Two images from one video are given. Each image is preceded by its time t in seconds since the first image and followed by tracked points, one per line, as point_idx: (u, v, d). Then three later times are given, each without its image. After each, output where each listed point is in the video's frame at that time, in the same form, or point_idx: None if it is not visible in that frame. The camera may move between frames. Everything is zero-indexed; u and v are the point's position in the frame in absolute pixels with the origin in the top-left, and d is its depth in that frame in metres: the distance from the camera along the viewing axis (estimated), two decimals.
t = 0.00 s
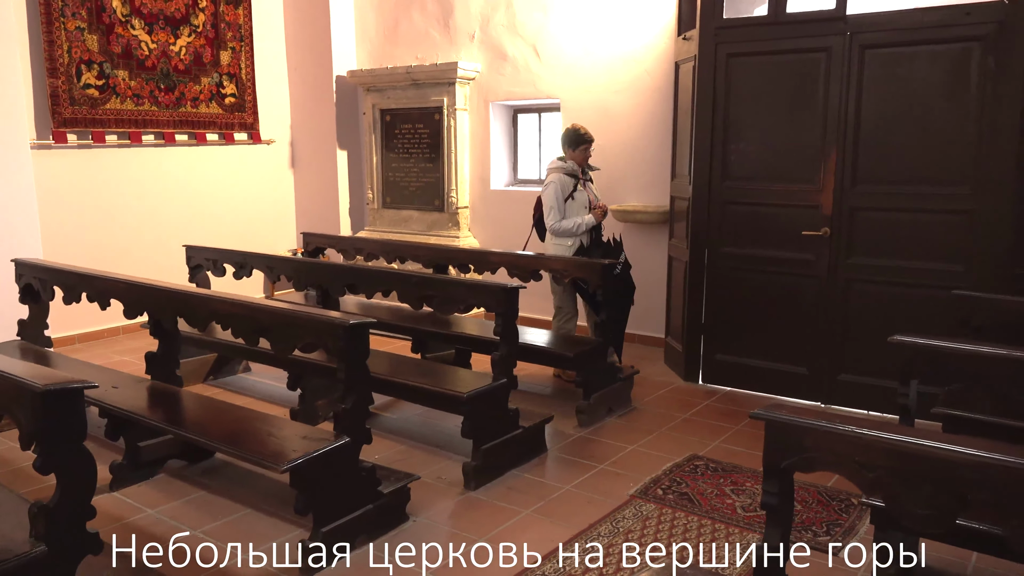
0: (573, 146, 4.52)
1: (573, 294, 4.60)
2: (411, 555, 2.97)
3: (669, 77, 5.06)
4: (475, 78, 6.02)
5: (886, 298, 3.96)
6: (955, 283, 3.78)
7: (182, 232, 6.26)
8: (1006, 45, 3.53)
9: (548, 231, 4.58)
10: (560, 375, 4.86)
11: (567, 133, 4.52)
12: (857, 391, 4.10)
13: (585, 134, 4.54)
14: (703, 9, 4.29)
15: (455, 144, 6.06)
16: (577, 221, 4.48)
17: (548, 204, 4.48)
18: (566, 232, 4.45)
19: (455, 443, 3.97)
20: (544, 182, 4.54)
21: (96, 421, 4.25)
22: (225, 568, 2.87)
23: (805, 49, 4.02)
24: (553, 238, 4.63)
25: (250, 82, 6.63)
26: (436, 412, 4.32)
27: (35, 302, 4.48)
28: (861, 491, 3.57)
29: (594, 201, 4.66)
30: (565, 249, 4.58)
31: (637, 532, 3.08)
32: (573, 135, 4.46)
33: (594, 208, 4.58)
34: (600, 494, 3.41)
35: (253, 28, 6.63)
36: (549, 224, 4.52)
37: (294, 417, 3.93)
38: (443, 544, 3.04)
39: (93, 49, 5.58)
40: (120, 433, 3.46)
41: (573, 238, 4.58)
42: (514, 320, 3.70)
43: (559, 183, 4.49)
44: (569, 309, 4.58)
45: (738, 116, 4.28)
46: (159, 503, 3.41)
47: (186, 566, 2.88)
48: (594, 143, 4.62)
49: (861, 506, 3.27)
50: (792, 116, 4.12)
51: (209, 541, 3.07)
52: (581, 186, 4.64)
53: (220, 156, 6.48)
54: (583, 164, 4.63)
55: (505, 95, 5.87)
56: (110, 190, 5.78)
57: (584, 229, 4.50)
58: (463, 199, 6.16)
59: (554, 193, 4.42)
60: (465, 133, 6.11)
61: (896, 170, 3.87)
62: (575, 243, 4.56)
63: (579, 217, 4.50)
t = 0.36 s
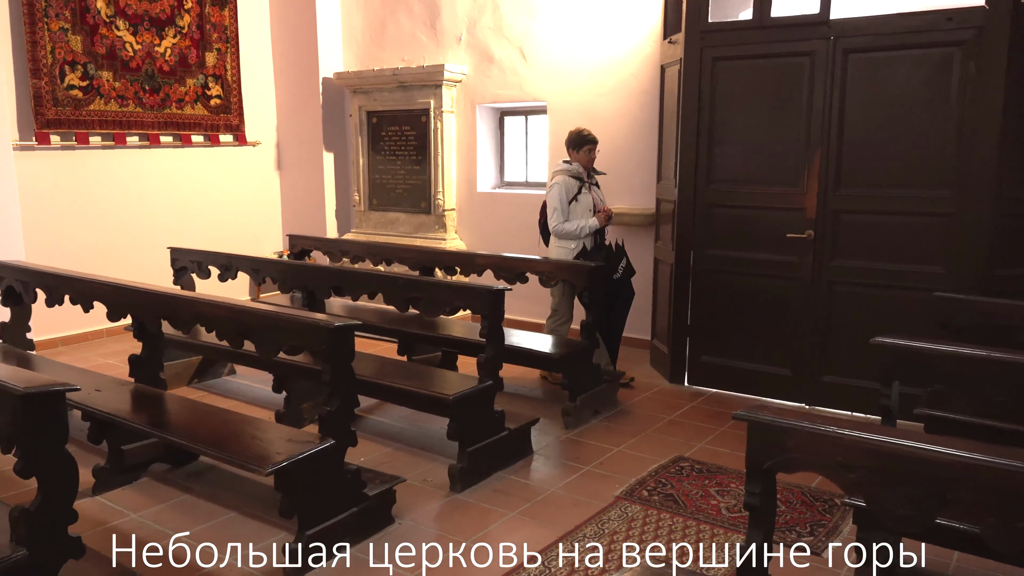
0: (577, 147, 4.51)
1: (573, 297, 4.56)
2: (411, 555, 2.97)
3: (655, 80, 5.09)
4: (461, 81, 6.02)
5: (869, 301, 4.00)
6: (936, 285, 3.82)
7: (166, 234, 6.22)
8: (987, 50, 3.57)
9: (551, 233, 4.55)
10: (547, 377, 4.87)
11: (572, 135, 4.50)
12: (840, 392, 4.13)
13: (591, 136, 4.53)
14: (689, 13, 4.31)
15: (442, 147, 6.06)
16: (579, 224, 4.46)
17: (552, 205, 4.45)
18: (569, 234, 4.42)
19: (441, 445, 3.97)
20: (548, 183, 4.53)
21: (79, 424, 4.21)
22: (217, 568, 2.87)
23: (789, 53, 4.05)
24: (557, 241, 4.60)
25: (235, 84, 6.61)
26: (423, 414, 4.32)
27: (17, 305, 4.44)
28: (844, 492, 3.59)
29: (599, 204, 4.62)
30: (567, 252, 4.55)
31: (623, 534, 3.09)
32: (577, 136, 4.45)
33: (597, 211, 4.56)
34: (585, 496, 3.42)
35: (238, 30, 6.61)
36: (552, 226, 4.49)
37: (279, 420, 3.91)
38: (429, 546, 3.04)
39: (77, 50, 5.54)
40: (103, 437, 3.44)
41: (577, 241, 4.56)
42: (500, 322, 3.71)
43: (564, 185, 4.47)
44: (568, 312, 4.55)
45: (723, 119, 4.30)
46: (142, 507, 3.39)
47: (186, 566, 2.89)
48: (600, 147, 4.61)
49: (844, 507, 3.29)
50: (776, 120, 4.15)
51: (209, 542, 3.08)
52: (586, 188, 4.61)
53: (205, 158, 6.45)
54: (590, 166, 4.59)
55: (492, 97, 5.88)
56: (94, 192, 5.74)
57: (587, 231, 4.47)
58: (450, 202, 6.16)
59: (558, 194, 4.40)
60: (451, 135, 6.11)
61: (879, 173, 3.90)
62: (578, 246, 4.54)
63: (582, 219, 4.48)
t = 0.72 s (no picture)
0: (584, 145, 4.39)
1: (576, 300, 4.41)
2: (412, 555, 2.97)
3: (634, 83, 5.12)
4: (442, 82, 6.02)
5: (844, 301, 4.04)
6: (910, 286, 3.87)
7: (143, 235, 6.17)
8: (959, 55, 3.63)
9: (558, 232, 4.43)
10: (526, 378, 4.88)
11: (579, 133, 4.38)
12: (816, 392, 4.17)
13: (597, 135, 4.41)
14: (668, 16, 4.34)
15: (422, 148, 6.05)
16: (587, 223, 4.33)
17: (560, 204, 4.33)
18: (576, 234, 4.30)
19: (421, 447, 3.96)
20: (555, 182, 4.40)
21: (53, 427, 4.16)
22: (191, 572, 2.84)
23: (766, 56, 4.09)
24: (563, 240, 4.48)
25: (214, 83, 6.56)
26: (402, 415, 4.31)
27: None
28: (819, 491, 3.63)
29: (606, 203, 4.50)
30: (574, 252, 4.43)
31: (600, 534, 3.10)
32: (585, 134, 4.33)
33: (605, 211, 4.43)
34: (564, 497, 3.43)
35: (217, 29, 6.57)
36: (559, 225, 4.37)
37: (258, 422, 3.89)
38: (406, 547, 3.03)
39: (52, 49, 5.49)
40: (78, 439, 3.40)
41: (583, 241, 4.44)
42: (480, 323, 3.71)
43: (572, 184, 4.35)
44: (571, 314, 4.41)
45: (702, 121, 4.33)
46: (118, 510, 3.35)
47: (185, 565, 2.89)
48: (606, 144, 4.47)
49: (819, 505, 3.32)
50: (754, 122, 4.19)
51: (209, 541, 3.07)
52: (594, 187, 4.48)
53: (183, 158, 6.40)
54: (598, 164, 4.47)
55: (472, 99, 5.89)
56: (69, 192, 5.68)
57: (595, 231, 4.36)
58: (430, 203, 6.16)
59: (566, 193, 4.28)
60: (432, 136, 6.11)
61: (855, 175, 3.95)
62: (584, 245, 4.42)
63: (589, 219, 4.36)
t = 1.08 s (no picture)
0: (568, 148, 4.38)
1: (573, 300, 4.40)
2: (412, 555, 2.98)
3: (600, 86, 5.16)
4: (409, 84, 6.01)
5: (805, 302, 4.11)
6: (869, 287, 3.95)
7: (104, 237, 6.06)
8: (916, 61, 3.72)
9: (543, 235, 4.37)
10: (493, 381, 4.88)
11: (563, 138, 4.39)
12: (779, 392, 4.24)
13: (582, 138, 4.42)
14: (633, 20, 4.38)
15: (389, 150, 6.03)
16: (573, 225, 4.30)
17: (546, 206, 4.28)
18: (563, 235, 4.26)
19: (388, 450, 3.95)
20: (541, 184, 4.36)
21: (10, 434, 4.06)
22: None
23: (729, 61, 4.15)
24: (547, 242, 4.42)
25: (177, 84, 6.48)
26: (369, 418, 4.29)
27: None
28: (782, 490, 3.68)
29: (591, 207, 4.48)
30: (559, 255, 4.37)
31: (568, 534, 3.11)
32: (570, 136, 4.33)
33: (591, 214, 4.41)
34: (532, 498, 3.44)
35: (180, 29, 6.48)
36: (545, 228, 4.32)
37: (222, 426, 3.84)
38: (373, 551, 3.02)
39: (9, 47, 5.38)
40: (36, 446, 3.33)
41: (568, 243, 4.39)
42: (447, 326, 3.71)
43: (558, 186, 4.31)
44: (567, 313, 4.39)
45: (667, 124, 4.38)
46: (77, 517, 3.28)
47: (186, 566, 2.90)
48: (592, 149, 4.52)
49: (782, 502, 3.38)
50: (718, 126, 4.24)
51: (209, 541, 3.08)
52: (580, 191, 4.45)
53: (146, 159, 6.30)
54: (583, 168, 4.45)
55: (439, 101, 5.89)
56: (28, 194, 5.57)
57: (582, 232, 4.33)
58: (398, 205, 6.14)
59: (552, 194, 4.24)
60: (399, 139, 6.09)
61: (816, 178, 4.02)
62: (569, 248, 4.37)
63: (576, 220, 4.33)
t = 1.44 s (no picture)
0: (551, 152, 4.31)
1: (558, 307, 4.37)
2: (412, 555, 2.96)
3: (568, 87, 5.18)
4: (377, 83, 5.98)
5: (770, 300, 4.17)
6: (832, 286, 4.02)
7: (65, 238, 5.96)
8: (877, 64, 3.79)
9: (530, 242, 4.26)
10: (462, 381, 4.88)
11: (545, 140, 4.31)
12: (745, 389, 4.29)
13: (564, 142, 4.35)
14: (600, 22, 4.41)
15: (358, 150, 6.00)
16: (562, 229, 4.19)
17: (533, 213, 4.19)
18: (553, 241, 4.16)
19: (357, 450, 3.92)
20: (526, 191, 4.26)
21: None
22: None
23: (694, 62, 4.20)
24: (535, 250, 4.31)
25: (140, 82, 6.38)
26: (337, 419, 4.26)
27: None
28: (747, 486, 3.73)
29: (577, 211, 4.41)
30: (549, 261, 4.26)
31: (536, 533, 3.12)
32: (552, 140, 4.25)
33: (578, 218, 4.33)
34: (502, 497, 3.44)
35: (143, 27, 6.39)
36: (533, 235, 4.21)
37: (188, 428, 3.80)
38: (342, 552, 3.00)
39: None
40: None
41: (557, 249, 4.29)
42: (415, 326, 3.71)
43: (543, 191, 4.22)
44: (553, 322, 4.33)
45: (634, 124, 4.41)
46: (38, 523, 3.22)
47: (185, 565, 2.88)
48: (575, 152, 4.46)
49: (747, 498, 3.42)
50: (684, 126, 4.28)
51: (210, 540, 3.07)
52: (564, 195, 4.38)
53: (109, 158, 6.20)
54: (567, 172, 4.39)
55: (408, 101, 5.87)
56: None
57: (571, 237, 4.24)
58: (366, 205, 6.11)
59: (538, 200, 4.15)
60: (367, 138, 6.05)
61: (781, 179, 4.08)
62: (558, 253, 4.27)
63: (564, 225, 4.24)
